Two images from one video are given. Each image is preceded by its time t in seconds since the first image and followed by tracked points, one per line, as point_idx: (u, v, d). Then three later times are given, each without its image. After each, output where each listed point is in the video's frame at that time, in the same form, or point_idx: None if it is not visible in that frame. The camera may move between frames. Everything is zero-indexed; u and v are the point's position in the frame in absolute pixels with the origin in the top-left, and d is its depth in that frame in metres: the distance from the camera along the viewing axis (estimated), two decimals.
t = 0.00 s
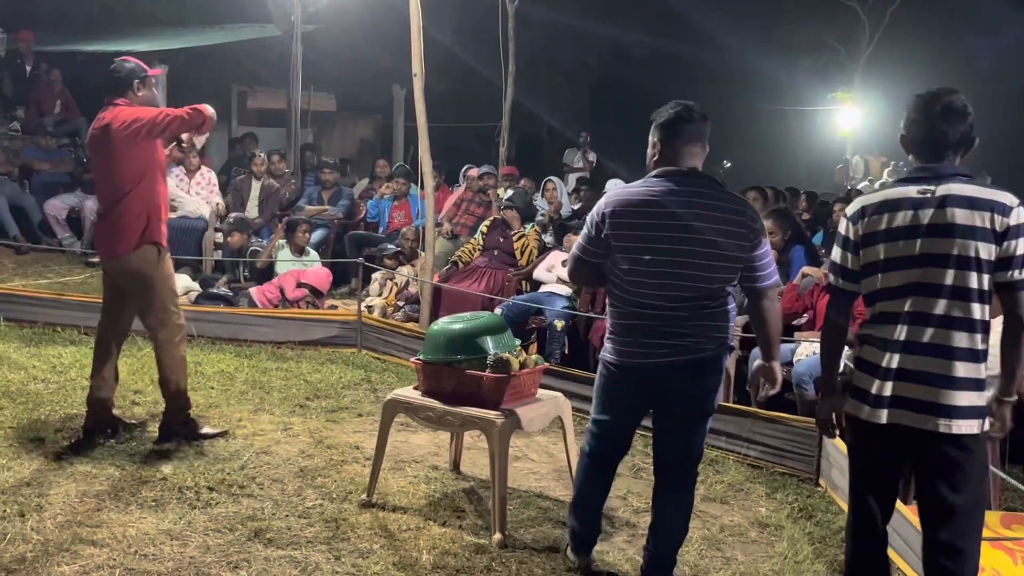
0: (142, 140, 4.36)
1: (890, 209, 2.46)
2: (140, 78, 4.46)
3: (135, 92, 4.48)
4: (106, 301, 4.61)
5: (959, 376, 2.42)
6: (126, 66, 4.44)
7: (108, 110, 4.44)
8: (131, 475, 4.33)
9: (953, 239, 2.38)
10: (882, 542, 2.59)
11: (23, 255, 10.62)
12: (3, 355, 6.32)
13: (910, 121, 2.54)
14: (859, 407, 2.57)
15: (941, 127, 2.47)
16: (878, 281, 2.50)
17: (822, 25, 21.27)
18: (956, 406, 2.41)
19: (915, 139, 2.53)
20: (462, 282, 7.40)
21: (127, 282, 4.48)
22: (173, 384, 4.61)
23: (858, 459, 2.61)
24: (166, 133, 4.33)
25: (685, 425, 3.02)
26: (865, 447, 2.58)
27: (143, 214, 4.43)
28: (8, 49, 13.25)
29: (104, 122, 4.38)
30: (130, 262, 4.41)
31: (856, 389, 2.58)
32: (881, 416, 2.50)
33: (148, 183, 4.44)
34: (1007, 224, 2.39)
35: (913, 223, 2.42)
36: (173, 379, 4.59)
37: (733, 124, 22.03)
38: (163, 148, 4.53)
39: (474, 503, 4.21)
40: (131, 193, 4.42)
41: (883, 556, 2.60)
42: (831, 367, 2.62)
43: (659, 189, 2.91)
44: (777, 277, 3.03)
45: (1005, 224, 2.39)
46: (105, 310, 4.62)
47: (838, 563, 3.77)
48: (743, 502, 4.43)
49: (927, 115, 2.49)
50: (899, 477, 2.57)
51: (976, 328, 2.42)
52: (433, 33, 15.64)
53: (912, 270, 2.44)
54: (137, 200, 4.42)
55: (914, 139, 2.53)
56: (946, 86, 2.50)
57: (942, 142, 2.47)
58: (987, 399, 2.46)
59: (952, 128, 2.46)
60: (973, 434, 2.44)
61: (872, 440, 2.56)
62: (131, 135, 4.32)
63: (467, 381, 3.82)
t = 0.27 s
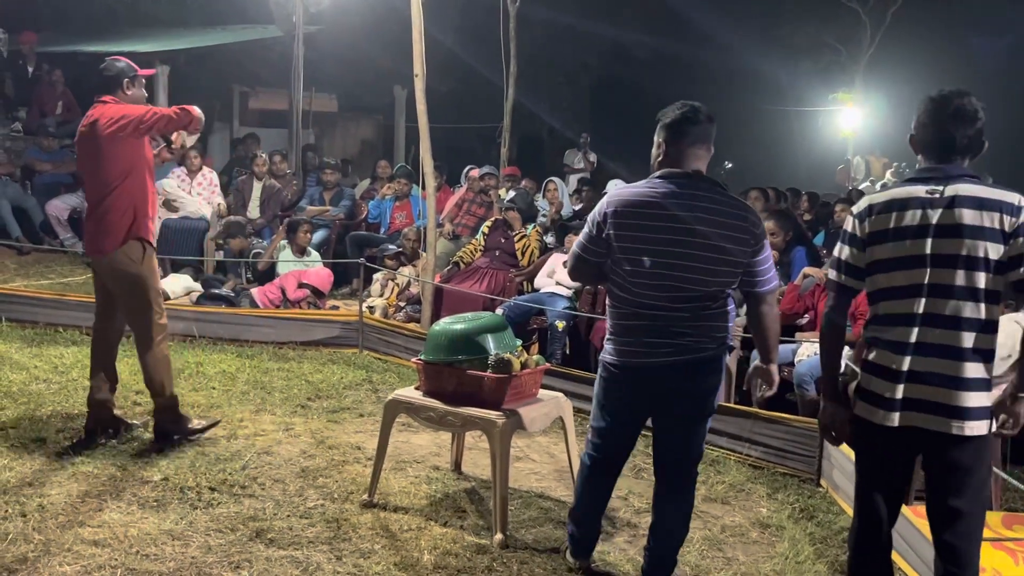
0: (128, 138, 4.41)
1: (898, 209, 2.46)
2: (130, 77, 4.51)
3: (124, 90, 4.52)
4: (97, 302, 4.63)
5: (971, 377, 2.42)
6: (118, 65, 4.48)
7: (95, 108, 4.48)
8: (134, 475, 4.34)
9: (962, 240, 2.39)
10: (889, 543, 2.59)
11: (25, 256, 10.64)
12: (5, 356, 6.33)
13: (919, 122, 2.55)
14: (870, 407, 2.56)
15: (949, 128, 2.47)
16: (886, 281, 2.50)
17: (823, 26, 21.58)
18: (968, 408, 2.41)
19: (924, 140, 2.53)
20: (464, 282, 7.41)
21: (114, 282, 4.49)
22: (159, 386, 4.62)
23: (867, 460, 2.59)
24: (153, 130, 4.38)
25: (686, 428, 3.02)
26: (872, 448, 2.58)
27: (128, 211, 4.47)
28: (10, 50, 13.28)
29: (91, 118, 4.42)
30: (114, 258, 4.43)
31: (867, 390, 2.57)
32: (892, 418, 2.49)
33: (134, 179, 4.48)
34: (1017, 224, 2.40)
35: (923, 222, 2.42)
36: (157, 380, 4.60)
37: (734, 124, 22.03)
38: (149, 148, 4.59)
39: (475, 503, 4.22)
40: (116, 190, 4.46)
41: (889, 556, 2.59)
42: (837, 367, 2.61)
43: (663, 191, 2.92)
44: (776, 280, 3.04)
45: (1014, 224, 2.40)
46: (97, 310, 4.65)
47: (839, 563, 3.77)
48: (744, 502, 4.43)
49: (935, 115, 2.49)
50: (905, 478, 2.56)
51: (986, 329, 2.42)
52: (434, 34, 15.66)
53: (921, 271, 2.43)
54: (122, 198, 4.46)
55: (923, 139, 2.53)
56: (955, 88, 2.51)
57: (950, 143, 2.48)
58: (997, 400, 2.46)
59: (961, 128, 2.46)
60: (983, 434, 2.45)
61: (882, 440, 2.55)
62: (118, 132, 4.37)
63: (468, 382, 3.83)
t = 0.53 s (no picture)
0: (121, 137, 4.40)
1: (901, 210, 2.44)
2: (121, 78, 4.50)
3: (115, 90, 4.51)
4: (97, 303, 4.65)
5: (974, 379, 2.42)
6: (109, 67, 4.48)
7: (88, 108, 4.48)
8: (135, 475, 4.34)
9: (966, 241, 2.38)
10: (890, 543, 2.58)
11: (27, 257, 10.64)
12: (6, 357, 6.33)
13: (922, 121, 2.54)
14: (874, 408, 2.55)
15: (952, 127, 2.46)
16: (890, 282, 2.49)
17: (825, 26, 21.07)
18: (972, 408, 2.41)
19: (927, 140, 2.52)
20: (465, 283, 7.41)
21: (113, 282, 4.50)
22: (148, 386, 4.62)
23: (869, 460, 2.59)
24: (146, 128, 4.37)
25: (682, 429, 3.02)
26: (874, 449, 2.57)
27: (123, 210, 4.47)
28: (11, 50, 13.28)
29: (84, 119, 4.42)
30: (111, 257, 4.45)
31: (870, 390, 2.57)
32: (896, 419, 2.48)
33: (128, 178, 4.47)
34: (1019, 225, 2.40)
35: (927, 224, 2.41)
36: (148, 381, 4.60)
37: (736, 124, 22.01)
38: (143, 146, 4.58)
39: (476, 503, 4.21)
40: (110, 189, 4.45)
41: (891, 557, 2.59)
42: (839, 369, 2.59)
43: (660, 191, 2.91)
44: (771, 281, 3.05)
45: (1017, 225, 2.40)
46: (97, 311, 4.66)
47: (840, 564, 3.77)
48: (745, 503, 4.42)
49: (939, 114, 2.48)
50: (906, 479, 2.56)
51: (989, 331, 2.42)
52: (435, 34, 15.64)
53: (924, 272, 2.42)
54: (117, 197, 4.46)
55: (926, 139, 2.52)
56: (959, 87, 2.50)
57: (953, 142, 2.47)
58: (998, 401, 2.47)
59: (964, 128, 2.45)
60: (986, 435, 2.45)
61: (884, 441, 2.54)
62: (111, 131, 4.36)
63: (468, 382, 3.82)
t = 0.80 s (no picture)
0: (120, 139, 4.38)
1: (901, 214, 2.44)
2: (116, 80, 4.50)
3: (111, 92, 4.50)
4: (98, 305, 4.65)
5: (977, 383, 2.41)
6: (104, 69, 4.48)
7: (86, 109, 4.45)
8: (135, 476, 4.34)
9: (968, 246, 2.37)
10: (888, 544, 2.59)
11: (28, 258, 10.65)
12: (6, 357, 6.33)
13: (922, 122, 2.53)
14: (874, 411, 2.55)
15: (953, 129, 2.45)
16: (892, 285, 2.49)
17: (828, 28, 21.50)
18: (974, 413, 2.41)
19: (927, 141, 2.51)
20: (465, 284, 7.41)
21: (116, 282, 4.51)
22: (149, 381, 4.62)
23: (868, 462, 2.59)
24: (145, 128, 4.36)
25: (679, 431, 3.01)
26: (873, 450, 2.57)
27: (125, 212, 4.47)
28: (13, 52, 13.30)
29: (81, 121, 4.38)
30: (115, 259, 4.47)
31: (870, 391, 2.57)
32: (896, 421, 2.48)
33: (128, 179, 4.46)
34: (1020, 229, 2.39)
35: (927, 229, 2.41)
36: (150, 381, 4.61)
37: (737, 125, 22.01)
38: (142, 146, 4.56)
39: (476, 504, 4.21)
40: (111, 191, 4.44)
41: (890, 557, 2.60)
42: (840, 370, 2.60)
43: (658, 192, 2.91)
44: (769, 282, 3.05)
45: (1018, 229, 2.39)
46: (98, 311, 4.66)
47: (840, 565, 3.77)
48: (746, 504, 4.42)
49: (939, 116, 2.47)
50: (906, 480, 2.56)
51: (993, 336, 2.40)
52: (436, 35, 15.65)
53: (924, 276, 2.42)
54: (118, 198, 4.45)
55: (926, 140, 2.51)
56: (959, 88, 2.48)
57: (953, 144, 2.45)
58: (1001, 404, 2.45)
59: (965, 130, 2.44)
60: (987, 439, 2.44)
61: (884, 443, 2.54)
62: (111, 134, 4.34)
63: (468, 383, 3.82)
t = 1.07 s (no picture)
0: (124, 142, 4.39)
1: (903, 217, 2.44)
2: (123, 80, 4.50)
3: (117, 93, 4.50)
4: (102, 305, 4.65)
5: (978, 386, 2.41)
6: (110, 69, 4.47)
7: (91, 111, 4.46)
8: (135, 477, 4.34)
9: (971, 249, 2.37)
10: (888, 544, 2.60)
11: (28, 258, 10.65)
12: (7, 358, 6.34)
13: (922, 122, 2.52)
14: (875, 412, 2.56)
15: (953, 131, 2.45)
16: (893, 288, 2.49)
17: (827, 28, 21.63)
18: (976, 416, 2.40)
19: (927, 143, 2.51)
20: (466, 284, 7.41)
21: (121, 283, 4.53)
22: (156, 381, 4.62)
23: (869, 463, 2.60)
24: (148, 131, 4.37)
25: (681, 431, 3.01)
26: (873, 452, 2.58)
27: (130, 215, 4.48)
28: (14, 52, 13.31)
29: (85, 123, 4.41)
30: (119, 260, 4.46)
31: (871, 393, 2.57)
32: (896, 423, 2.48)
33: (132, 181, 4.47)
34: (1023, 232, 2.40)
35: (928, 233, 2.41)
36: (156, 381, 4.62)
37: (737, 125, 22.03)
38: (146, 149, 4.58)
39: (476, 504, 4.21)
40: (114, 193, 4.46)
41: (888, 557, 2.60)
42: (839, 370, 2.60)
43: (658, 192, 2.91)
44: (772, 282, 3.05)
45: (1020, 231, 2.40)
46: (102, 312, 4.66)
47: (840, 565, 3.76)
48: (746, 504, 4.42)
49: (940, 117, 2.46)
50: (905, 482, 2.56)
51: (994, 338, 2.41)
52: (437, 36, 15.66)
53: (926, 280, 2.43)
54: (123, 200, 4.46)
55: (927, 141, 2.51)
56: (959, 88, 2.48)
57: (954, 145, 2.45)
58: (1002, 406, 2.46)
59: (965, 132, 2.44)
60: (989, 441, 2.44)
61: (883, 445, 2.54)
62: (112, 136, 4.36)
63: (469, 384, 3.83)
